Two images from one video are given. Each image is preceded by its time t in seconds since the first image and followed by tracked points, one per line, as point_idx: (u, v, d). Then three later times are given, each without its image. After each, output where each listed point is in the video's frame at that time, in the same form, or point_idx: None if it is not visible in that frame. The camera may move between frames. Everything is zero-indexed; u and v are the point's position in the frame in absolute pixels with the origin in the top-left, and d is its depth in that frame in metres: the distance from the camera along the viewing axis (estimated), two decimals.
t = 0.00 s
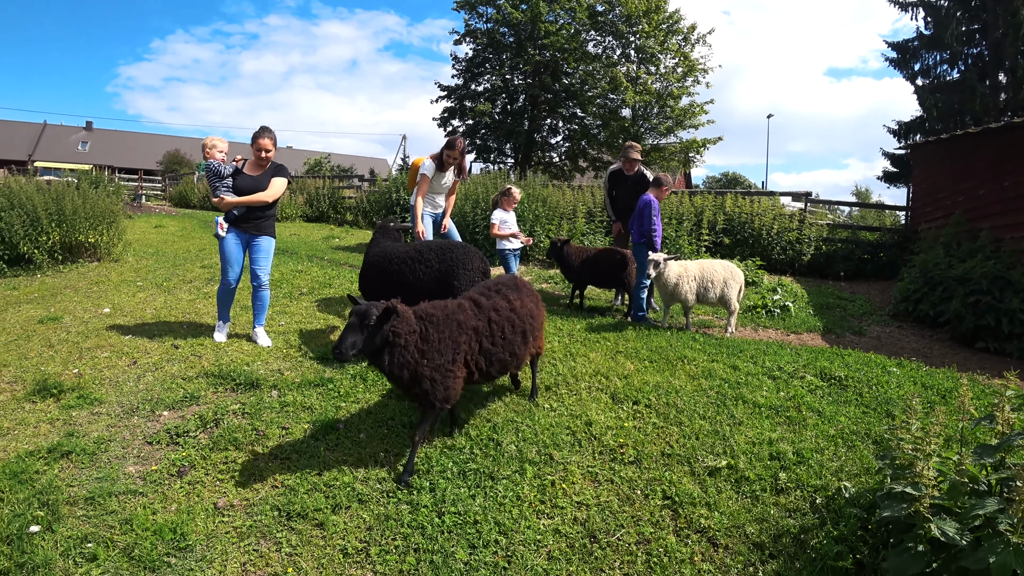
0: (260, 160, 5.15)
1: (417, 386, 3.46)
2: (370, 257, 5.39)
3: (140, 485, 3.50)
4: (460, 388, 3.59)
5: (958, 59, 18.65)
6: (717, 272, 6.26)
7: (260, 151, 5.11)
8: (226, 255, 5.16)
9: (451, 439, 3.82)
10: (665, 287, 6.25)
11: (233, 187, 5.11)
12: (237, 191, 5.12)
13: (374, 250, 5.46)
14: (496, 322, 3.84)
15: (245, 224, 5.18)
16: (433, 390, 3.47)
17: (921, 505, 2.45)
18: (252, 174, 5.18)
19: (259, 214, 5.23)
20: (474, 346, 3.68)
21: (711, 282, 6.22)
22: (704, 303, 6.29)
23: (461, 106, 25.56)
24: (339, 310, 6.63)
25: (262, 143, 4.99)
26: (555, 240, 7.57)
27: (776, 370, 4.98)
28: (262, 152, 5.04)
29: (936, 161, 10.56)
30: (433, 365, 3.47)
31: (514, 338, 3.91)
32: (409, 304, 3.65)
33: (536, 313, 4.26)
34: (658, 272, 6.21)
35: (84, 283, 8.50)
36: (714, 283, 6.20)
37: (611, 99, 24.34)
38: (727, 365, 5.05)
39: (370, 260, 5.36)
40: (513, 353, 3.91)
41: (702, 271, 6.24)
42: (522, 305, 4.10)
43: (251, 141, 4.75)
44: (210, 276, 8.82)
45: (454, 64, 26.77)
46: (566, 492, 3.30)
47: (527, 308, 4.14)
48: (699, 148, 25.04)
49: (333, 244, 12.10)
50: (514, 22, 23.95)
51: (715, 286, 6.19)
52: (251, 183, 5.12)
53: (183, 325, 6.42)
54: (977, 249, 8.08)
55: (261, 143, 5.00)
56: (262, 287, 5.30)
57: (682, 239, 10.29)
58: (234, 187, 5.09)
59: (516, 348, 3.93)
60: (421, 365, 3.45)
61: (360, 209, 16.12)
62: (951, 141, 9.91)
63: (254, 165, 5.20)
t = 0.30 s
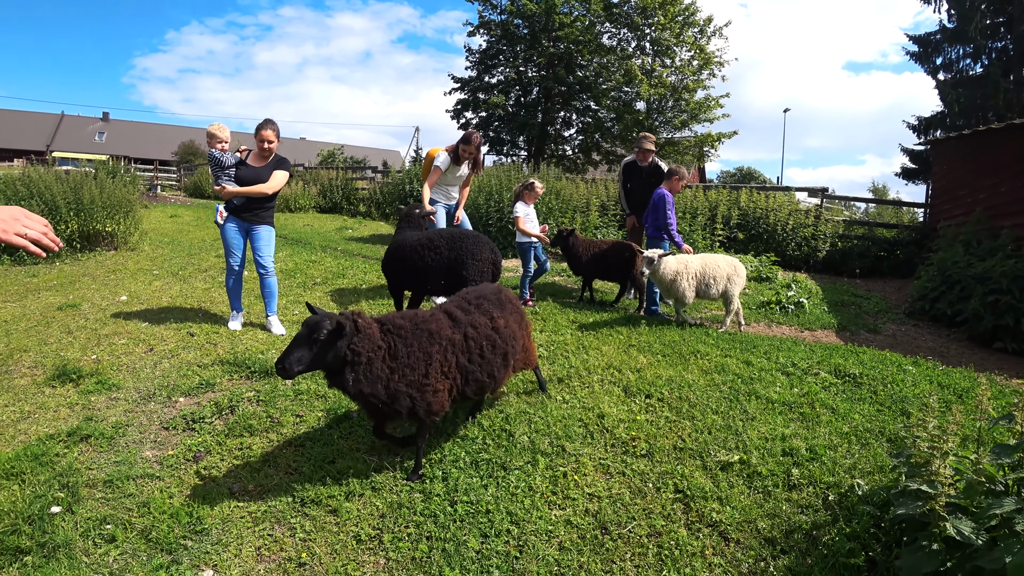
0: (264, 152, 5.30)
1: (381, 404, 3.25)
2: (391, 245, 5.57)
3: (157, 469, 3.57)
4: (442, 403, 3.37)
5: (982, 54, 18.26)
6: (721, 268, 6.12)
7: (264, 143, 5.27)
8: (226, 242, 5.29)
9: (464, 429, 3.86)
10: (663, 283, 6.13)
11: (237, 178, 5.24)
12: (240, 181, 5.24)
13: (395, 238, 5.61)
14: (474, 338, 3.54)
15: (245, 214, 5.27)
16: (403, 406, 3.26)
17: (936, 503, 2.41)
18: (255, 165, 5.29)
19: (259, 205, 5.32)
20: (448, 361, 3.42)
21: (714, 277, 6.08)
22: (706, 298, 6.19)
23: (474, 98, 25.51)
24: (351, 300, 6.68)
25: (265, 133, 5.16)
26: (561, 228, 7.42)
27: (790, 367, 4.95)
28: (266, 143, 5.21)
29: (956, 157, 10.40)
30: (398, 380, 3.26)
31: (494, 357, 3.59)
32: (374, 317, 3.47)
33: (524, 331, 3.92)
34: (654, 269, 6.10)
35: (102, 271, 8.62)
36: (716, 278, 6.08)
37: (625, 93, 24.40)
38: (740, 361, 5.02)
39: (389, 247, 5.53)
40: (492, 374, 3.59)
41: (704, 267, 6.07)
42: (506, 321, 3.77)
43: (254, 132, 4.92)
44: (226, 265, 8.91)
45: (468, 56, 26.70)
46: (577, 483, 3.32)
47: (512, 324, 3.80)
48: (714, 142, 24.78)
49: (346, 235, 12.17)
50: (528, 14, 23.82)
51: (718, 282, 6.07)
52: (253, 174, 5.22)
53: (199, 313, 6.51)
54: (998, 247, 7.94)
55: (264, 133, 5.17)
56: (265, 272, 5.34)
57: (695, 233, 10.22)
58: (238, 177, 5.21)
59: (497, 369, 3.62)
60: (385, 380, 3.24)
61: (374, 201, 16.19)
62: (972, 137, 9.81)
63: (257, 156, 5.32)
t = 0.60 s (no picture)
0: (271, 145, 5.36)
1: (340, 402, 3.07)
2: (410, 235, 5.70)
3: (173, 456, 3.63)
4: (410, 407, 3.15)
5: (1007, 49, 17.89)
6: (726, 265, 6.10)
7: (272, 136, 5.32)
8: (234, 233, 5.36)
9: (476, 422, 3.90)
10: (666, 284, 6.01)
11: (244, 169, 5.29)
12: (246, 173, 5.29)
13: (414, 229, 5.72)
14: (441, 339, 3.26)
15: (251, 204, 5.34)
16: (364, 408, 3.08)
17: (951, 504, 2.37)
18: (261, 157, 5.37)
19: (265, 196, 5.38)
20: (413, 362, 3.18)
21: (719, 276, 6.04)
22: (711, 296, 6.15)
23: (488, 92, 25.46)
24: (365, 292, 6.73)
25: (273, 126, 5.22)
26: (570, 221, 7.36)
27: (803, 365, 4.92)
28: (274, 136, 5.26)
29: (977, 154, 10.27)
30: (358, 380, 3.07)
31: (463, 360, 3.28)
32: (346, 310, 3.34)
33: (504, 333, 3.53)
34: (658, 270, 5.98)
35: (119, 261, 8.76)
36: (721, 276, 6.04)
37: (639, 87, 23.83)
38: (754, 358, 5.00)
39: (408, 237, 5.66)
40: (463, 378, 3.29)
41: (707, 265, 6.01)
42: (480, 322, 3.43)
43: (262, 126, 4.95)
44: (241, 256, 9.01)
45: (482, 50, 26.65)
46: (588, 477, 3.33)
47: (487, 325, 3.44)
48: (729, 137, 24.53)
49: (360, 228, 12.25)
50: (543, 7, 23.74)
51: (723, 280, 6.04)
52: (259, 166, 5.29)
53: (214, 304, 6.59)
54: (1019, 247, 7.79)
55: (272, 126, 5.23)
56: (272, 262, 5.39)
57: (710, 229, 10.15)
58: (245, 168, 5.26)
59: (467, 373, 3.30)
60: (345, 379, 3.06)
61: (388, 193, 16.26)
62: (992, 135, 9.71)
63: (265, 148, 5.39)
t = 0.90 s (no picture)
0: (279, 140, 5.41)
1: (295, 373, 2.98)
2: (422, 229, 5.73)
3: (185, 447, 3.68)
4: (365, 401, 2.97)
5: None
6: (726, 262, 5.99)
7: (280, 131, 5.38)
8: (244, 227, 5.40)
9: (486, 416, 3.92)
10: (665, 277, 5.88)
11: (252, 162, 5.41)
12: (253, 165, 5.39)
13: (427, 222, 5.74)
14: (417, 337, 3.10)
15: (259, 198, 5.36)
16: (313, 385, 2.95)
17: (963, 506, 2.34)
18: (270, 152, 5.39)
19: (273, 189, 5.41)
20: (380, 354, 3.04)
21: (721, 273, 5.91)
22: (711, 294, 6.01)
23: (499, 87, 25.41)
24: (375, 286, 6.77)
25: (280, 120, 5.28)
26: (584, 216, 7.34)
27: (814, 364, 4.88)
28: (281, 130, 5.31)
29: (996, 153, 10.11)
30: (316, 354, 2.97)
31: (436, 363, 3.09)
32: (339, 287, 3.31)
33: (492, 346, 3.30)
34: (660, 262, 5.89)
35: (133, 254, 8.86)
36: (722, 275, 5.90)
37: (652, 83, 23.83)
38: (764, 356, 4.98)
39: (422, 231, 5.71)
40: (433, 382, 3.09)
41: (710, 262, 5.88)
42: (466, 327, 3.24)
43: (268, 120, 4.99)
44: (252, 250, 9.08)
45: (493, 45, 26.60)
46: (597, 473, 3.33)
47: (474, 331, 3.25)
48: (741, 134, 24.33)
49: (371, 223, 12.31)
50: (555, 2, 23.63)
51: (725, 277, 5.91)
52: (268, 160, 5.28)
53: (226, 297, 6.65)
54: None
55: (280, 120, 5.30)
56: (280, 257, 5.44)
57: (721, 226, 10.08)
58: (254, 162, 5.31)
59: (440, 378, 3.10)
60: (303, 349, 2.99)
61: (399, 189, 16.34)
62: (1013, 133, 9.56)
63: (274, 143, 5.42)
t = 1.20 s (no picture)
0: (285, 138, 5.44)
1: (296, 373, 3.01)
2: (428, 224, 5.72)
3: (193, 442, 3.71)
4: (365, 403, 2.99)
5: None
6: (716, 258, 5.89)
7: (286, 128, 5.40)
8: (250, 223, 5.43)
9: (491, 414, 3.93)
10: (656, 276, 5.80)
11: (258, 161, 5.42)
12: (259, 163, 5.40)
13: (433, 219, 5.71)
14: (419, 339, 3.09)
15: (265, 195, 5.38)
16: (313, 387, 2.97)
17: (971, 507, 2.32)
18: (276, 149, 5.42)
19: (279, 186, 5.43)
20: (380, 357, 3.04)
21: (713, 269, 5.82)
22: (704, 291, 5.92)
23: (506, 85, 25.37)
24: (381, 283, 6.79)
25: (287, 118, 5.31)
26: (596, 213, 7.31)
27: (821, 363, 4.86)
28: (287, 128, 5.33)
29: (1009, 151, 10.01)
30: (315, 356, 2.98)
31: (439, 365, 3.10)
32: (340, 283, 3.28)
33: (494, 345, 3.31)
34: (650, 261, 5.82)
35: (141, 250, 8.93)
36: (715, 271, 5.83)
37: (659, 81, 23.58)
38: (770, 355, 4.96)
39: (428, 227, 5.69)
40: (434, 384, 3.11)
41: (701, 259, 5.78)
42: (469, 327, 3.24)
43: (274, 117, 5.03)
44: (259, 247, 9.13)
45: (500, 42, 26.57)
46: (602, 471, 3.34)
47: (477, 331, 3.25)
48: (749, 132, 24.20)
49: (378, 220, 12.34)
50: None
51: (717, 273, 5.82)
52: (274, 157, 5.33)
53: (233, 294, 6.69)
54: None
55: (286, 118, 5.32)
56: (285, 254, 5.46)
57: (728, 225, 10.04)
58: (260, 160, 5.34)
59: (441, 380, 3.12)
60: (303, 351, 3.01)
61: (405, 186, 16.35)
62: None
63: (280, 140, 5.45)
